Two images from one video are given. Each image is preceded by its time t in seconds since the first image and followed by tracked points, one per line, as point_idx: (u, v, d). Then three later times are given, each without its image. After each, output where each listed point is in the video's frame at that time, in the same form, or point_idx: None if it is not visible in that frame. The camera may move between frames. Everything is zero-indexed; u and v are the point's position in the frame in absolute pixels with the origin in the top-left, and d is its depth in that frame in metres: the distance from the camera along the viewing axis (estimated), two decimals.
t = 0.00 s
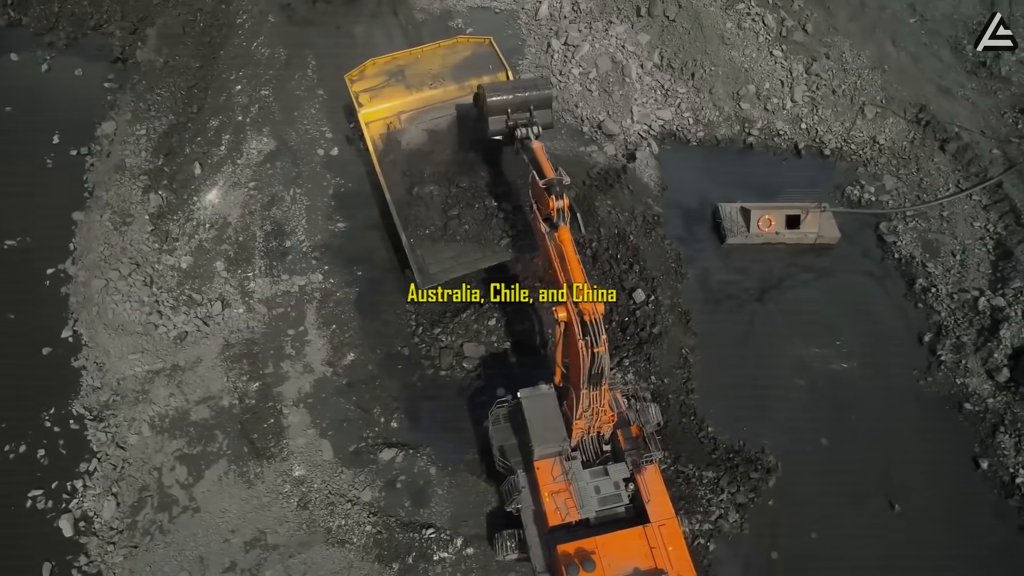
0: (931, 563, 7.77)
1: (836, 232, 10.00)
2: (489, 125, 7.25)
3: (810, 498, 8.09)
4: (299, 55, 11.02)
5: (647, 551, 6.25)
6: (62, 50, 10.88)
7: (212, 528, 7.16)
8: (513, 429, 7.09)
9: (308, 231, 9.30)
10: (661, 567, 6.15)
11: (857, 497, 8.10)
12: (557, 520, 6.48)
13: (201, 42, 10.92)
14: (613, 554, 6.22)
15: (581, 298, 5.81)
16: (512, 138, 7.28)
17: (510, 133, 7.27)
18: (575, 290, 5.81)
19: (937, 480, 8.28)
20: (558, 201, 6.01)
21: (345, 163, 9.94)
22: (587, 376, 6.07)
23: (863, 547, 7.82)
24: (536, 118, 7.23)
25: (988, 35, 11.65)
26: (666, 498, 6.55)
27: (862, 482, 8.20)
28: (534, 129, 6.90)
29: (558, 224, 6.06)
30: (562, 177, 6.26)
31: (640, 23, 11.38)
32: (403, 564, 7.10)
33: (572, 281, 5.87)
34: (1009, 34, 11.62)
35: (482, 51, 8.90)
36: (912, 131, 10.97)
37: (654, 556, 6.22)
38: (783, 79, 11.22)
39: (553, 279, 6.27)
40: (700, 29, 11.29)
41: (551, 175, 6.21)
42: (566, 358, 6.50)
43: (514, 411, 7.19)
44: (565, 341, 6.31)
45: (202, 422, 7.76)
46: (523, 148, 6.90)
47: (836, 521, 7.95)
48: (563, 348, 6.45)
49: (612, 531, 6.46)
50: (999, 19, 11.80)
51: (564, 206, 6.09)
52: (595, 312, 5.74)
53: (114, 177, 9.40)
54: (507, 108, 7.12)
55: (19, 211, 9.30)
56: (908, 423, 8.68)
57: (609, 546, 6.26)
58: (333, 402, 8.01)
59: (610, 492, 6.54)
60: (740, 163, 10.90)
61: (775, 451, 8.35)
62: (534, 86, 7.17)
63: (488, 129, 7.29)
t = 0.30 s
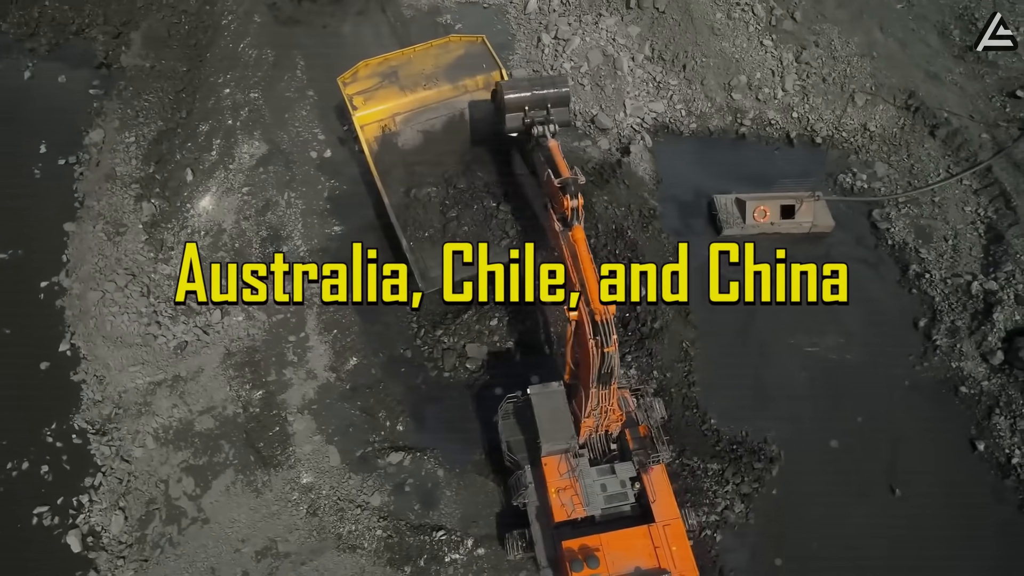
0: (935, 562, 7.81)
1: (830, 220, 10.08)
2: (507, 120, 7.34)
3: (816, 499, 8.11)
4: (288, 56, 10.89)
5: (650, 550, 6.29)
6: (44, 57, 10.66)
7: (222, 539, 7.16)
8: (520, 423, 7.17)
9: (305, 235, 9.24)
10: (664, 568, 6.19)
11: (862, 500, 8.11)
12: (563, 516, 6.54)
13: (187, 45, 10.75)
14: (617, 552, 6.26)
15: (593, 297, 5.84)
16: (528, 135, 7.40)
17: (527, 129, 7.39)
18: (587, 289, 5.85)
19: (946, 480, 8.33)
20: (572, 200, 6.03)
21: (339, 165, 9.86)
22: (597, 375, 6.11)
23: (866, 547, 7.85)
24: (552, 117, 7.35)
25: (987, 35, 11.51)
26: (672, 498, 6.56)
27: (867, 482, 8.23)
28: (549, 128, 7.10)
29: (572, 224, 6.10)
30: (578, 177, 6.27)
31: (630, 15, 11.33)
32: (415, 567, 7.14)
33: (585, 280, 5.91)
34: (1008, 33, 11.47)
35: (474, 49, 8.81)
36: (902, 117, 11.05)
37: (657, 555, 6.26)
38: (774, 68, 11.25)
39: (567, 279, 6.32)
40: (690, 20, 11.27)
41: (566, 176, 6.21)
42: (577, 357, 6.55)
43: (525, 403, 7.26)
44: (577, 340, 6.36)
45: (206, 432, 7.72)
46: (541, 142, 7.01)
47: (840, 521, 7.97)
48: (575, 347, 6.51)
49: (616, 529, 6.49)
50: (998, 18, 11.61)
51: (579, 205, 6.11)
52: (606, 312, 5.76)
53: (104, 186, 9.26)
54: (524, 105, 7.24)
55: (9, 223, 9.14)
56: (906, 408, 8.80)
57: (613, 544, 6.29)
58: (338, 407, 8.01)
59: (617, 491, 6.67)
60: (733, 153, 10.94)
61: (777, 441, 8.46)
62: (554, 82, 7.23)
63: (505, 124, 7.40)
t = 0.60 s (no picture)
0: (936, 564, 7.84)
1: (818, 210, 10.18)
2: (523, 122, 7.85)
3: (817, 500, 8.16)
4: (269, 62, 10.75)
5: (653, 551, 6.36)
6: (19, 71, 10.43)
7: (230, 557, 7.12)
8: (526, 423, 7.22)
9: (296, 245, 9.15)
10: (667, 569, 6.27)
11: (861, 501, 8.16)
12: (568, 515, 6.60)
13: (166, 55, 10.56)
14: (620, 552, 6.33)
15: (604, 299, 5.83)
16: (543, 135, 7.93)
17: (542, 128, 7.89)
18: (599, 292, 5.83)
19: (948, 481, 8.36)
20: (586, 202, 5.99)
21: (327, 171, 9.77)
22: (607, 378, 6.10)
23: (867, 547, 7.89)
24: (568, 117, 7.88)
25: (988, 35, 11.49)
26: (676, 501, 6.65)
27: (869, 484, 8.27)
28: (565, 128, 7.66)
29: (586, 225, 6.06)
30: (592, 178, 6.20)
31: (613, 11, 11.34)
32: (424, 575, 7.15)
33: (597, 282, 5.89)
34: (1008, 34, 11.46)
35: (460, 51, 8.80)
36: (884, 105, 11.17)
37: (660, 557, 6.33)
38: (757, 60, 11.32)
39: (578, 280, 6.30)
40: (672, 14, 11.31)
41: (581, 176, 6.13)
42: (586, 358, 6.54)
43: (534, 401, 7.32)
44: (587, 341, 6.36)
45: (208, 450, 7.66)
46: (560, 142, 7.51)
47: (840, 522, 8.03)
48: (584, 348, 6.52)
49: (620, 530, 6.55)
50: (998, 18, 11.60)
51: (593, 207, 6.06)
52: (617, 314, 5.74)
53: (89, 203, 9.10)
54: (541, 104, 7.76)
55: None
56: (900, 393, 8.94)
57: (617, 545, 6.36)
58: (339, 418, 7.97)
59: (621, 491, 6.72)
60: (720, 145, 10.99)
61: (775, 431, 8.57)
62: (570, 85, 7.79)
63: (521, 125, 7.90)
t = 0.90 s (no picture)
0: (935, 564, 7.91)
1: (803, 204, 10.23)
2: (540, 122, 7.75)
3: (819, 500, 8.22)
4: (249, 75, 10.61)
5: (654, 556, 6.38)
6: None
7: None
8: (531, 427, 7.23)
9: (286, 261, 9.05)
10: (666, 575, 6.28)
11: (863, 501, 8.23)
12: (570, 517, 6.61)
13: (142, 72, 10.38)
14: (621, 556, 6.36)
15: (614, 303, 5.87)
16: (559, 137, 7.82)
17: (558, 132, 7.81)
18: (608, 297, 5.87)
19: (947, 479, 8.42)
20: (598, 207, 6.07)
21: (313, 185, 9.66)
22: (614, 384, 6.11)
23: (869, 548, 7.96)
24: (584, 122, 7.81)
25: (988, 35, 11.52)
26: (679, 507, 6.65)
27: (871, 483, 8.33)
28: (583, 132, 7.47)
29: (597, 230, 6.14)
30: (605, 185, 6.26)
31: (592, 12, 11.39)
32: None
33: (607, 287, 5.95)
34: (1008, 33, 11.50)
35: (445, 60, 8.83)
36: (863, 96, 11.32)
37: (660, 562, 6.34)
38: (737, 56, 11.41)
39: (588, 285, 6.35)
40: (651, 14, 11.37)
41: (594, 181, 6.18)
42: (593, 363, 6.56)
43: (540, 402, 7.38)
44: (594, 346, 6.37)
45: (207, 473, 7.56)
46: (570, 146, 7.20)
47: (840, 522, 8.09)
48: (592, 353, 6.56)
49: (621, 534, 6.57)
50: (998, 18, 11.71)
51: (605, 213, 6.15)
52: (626, 320, 5.76)
53: (72, 227, 8.94)
54: (556, 108, 7.72)
55: None
56: (891, 381, 9.08)
57: (618, 548, 6.39)
58: (340, 434, 7.91)
59: (624, 496, 6.73)
60: (704, 142, 11.06)
61: (773, 425, 8.67)
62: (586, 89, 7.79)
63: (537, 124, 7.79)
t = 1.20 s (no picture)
0: (934, 564, 7.93)
1: (787, 196, 10.38)
2: (557, 122, 7.97)
3: (821, 500, 8.27)
4: (227, 89, 10.47)
5: (654, 561, 6.40)
6: None
7: None
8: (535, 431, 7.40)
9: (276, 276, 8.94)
10: None
11: (865, 501, 8.25)
12: (572, 518, 6.62)
13: (118, 90, 10.18)
14: (621, 558, 6.39)
15: (623, 306, 5.81)
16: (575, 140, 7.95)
17: (575, 135, 7.90)
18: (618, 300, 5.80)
19: (948, 481, 8.45)
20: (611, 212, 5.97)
21: (299, 199, 9.55)
22: (622, 385, 6.07)
23: (869, 548, 7.99)
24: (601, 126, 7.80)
25: (988, 35, 11.55)
26: (680, 514, 6.68)
27: (873, 483, 8.37)
28: (599, 136, 7.48)
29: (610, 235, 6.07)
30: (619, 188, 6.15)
31: (571, 14, 11.40)
32: None
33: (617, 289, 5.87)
34: (1008, 33, 11.53)
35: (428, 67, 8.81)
36: (841, 88, 11.47)
37: (660, 567, 6.36)
38: (716, 53, 11.50)
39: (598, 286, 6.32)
40: (630, 14, 11.41)
41: (609, 185, 6.07)
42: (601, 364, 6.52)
43: (547, 402, 7.57)
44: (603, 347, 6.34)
45: (207, 498, 7.45)
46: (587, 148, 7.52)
47: (840, 522, 8.12)
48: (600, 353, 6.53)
49: (622, 537, 6.62)
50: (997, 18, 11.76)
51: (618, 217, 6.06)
52: (634, 323, 5.70)
53: (54, 253, 8.76)
54: (574, 112, 7.87)
55: None
56: (883, 368, 9.20)
57: (618, 550, 6.43)
58: (340, 450, 7.85)
59: (627, 500, 6.74)
60: (686, 139, 11.13)
61: (769, 418, 8.76)
62: (607, 93, 7.86)
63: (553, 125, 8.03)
